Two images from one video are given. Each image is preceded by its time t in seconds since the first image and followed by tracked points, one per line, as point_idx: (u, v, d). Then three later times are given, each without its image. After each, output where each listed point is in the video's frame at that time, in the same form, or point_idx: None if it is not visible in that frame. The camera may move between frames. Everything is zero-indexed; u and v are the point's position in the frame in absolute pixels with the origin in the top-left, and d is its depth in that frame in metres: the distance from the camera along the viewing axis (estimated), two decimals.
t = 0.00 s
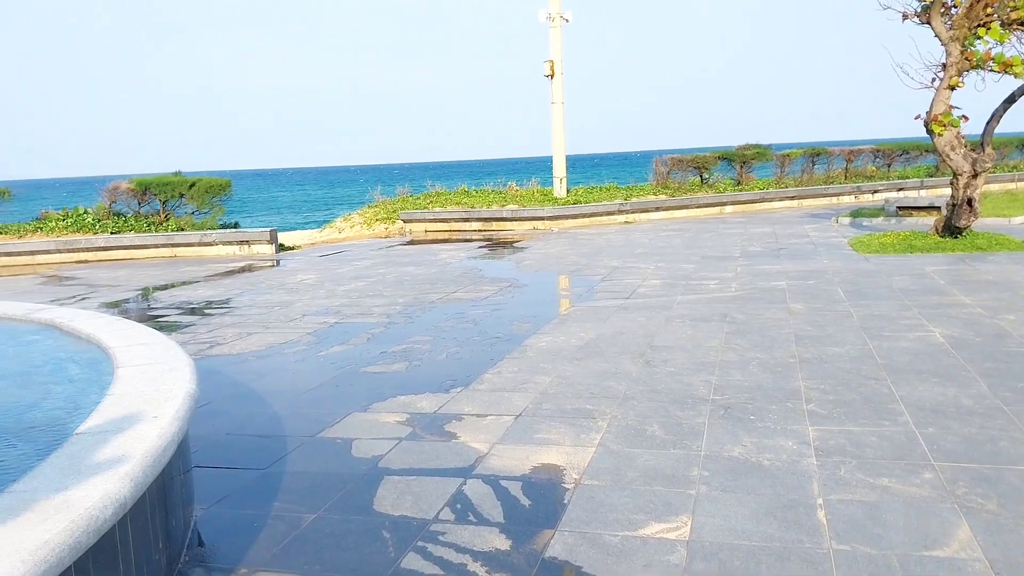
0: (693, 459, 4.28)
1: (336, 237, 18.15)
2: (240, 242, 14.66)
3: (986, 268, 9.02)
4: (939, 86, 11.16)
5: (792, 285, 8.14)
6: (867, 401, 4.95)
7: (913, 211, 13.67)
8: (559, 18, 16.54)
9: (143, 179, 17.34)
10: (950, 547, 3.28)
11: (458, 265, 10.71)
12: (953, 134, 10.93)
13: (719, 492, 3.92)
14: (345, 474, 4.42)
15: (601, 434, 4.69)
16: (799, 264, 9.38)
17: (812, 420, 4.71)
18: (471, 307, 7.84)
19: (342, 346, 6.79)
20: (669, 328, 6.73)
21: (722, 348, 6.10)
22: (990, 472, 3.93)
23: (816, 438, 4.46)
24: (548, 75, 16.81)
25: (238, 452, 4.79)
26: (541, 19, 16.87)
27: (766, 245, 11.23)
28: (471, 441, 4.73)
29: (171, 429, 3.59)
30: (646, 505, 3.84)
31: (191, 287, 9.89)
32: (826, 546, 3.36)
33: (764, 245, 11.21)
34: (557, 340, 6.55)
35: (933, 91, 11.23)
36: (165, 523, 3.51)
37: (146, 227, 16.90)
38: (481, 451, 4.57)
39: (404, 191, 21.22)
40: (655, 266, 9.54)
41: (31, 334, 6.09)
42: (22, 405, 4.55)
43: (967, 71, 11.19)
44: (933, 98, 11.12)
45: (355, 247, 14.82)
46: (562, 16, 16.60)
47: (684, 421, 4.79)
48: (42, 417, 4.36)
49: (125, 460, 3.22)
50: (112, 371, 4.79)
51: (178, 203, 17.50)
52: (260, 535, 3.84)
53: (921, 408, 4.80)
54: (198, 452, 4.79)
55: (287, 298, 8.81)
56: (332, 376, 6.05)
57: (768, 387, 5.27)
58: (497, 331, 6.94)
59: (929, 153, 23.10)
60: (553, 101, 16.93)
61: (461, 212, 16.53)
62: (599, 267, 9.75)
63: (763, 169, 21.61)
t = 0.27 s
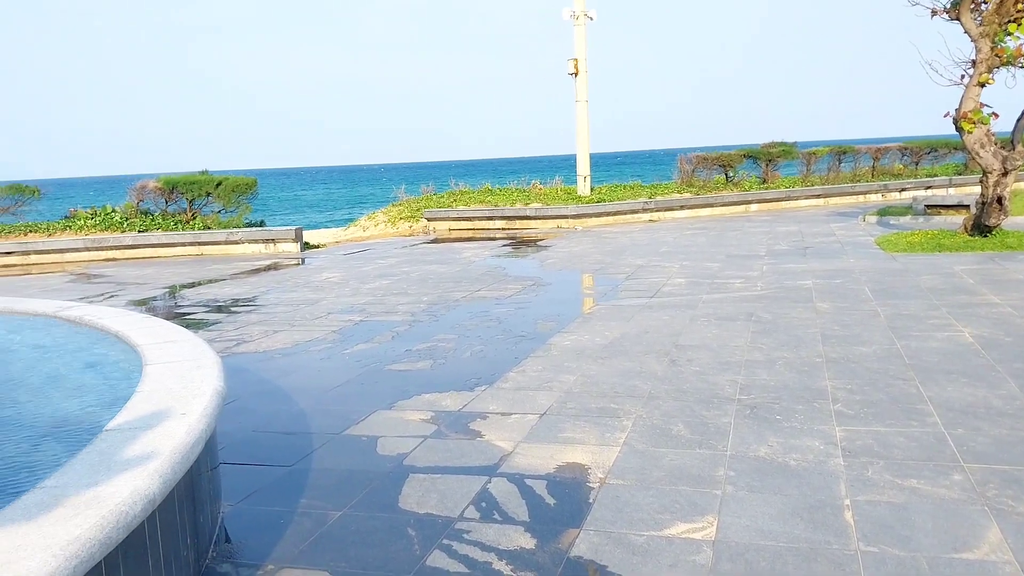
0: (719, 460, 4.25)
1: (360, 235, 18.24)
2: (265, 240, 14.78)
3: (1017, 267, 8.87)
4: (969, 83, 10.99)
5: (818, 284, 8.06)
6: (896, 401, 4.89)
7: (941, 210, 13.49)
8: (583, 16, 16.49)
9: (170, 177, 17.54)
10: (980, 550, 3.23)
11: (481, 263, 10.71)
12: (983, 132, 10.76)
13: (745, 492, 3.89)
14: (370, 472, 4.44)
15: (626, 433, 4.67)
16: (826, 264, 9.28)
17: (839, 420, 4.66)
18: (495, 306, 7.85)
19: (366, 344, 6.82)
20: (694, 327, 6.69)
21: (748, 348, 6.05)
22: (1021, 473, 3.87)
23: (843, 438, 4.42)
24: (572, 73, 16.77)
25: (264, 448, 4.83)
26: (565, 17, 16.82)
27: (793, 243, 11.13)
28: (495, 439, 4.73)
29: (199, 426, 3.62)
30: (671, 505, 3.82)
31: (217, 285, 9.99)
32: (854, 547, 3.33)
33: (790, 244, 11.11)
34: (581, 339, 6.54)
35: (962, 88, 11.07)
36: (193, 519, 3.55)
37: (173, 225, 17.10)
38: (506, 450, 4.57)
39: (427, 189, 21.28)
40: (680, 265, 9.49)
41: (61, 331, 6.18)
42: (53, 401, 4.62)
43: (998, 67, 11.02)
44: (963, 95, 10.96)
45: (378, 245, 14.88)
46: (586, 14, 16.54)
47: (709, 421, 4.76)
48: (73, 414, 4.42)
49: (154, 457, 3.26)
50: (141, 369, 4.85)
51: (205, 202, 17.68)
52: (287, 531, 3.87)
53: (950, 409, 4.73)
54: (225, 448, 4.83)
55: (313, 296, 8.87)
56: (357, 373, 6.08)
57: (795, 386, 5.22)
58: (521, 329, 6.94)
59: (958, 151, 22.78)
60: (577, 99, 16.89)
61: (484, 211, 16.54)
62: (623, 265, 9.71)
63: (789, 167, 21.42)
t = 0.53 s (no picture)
0: (740, 459, 4.22)
1: (380, 233, 18.31)
2: (287, 238, 14.87)
3: None
4: (995, 80, 10.84)
5: (841, 283, 7.98)
6: (920, 401, 4.83)
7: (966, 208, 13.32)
8: (604, 13, 16.43)
9: (193, 175, 17.69)
10: (1006, 552, 3.19)
11: (501, 261, 10.71)
12: (1009, 129, 10.61)
13: (767, 492, 3.85)
14: (391, 469, 4.45)
15: (647, 432, 4.65)
16: (849, 262, 9.19)
17: (862, 420, 4.62)
18: (514, 304, 7.84)
19: (387, 341, 6.84)
20: (715, 326, 6.65)
21: (770, 347, 6.00)
22: None
23: (866, 438, 4.37)
24: (593, 70, 16.72)
25: (285, 445, 4.86)
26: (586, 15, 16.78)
27: (815, 242, 11.03)
28: (516, 437, 4.73)
29: (221, 422, 3.65)
30: (693, 505, 3.80)
31: (239, 282, 10.06)
32: (877, 547, 3.29)
33: (812, 242, 11.01)
34: (601, 337, 6.52)
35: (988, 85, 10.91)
36: (216, 515, 3.57)
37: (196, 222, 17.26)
38: (526, 448, 4.57)
39: (448, 187, 21.32)
40: (701, 263, 9.44)
41: (86, 327, 6.26)
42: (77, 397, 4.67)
43: None
44: (988, 92, 10.81)
45: (399, 243, 14.93)
46: (608, 11, 16.49)
47: (731, 420, 4.72)
48: (97, 409, 4.47)
49: (177, 453, 3.29)
50: (163, 365, 4.89)
51: (227, 199, 17.83)
52: (308, 528, 3.89)
53: (975, 409, 4.67)
54: (247, 444, 4.87)
55: (333, 294, 8.91)
56: (377, 370, 6.09)
57: (817, 386, 5.17)
58: (541, 327, 6.93)
59: (983, 149, 22.50)
60: (598, 96, 16.85)
61: (504, 208, 16.53)
62: (643, 263, 9.68)
63: (811, 165, 21.25)
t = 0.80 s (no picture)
0: (760, 459, 4.20)
1: (399, 231, 18.37)
2: (307, 235, 14.97)
3: None
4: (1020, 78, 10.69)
5: (862, 283, 7.91)
6: (942, 402, 4.78)
7: (990, 208, 13.16)
8: (624, 11, 16.38)
9: (214, 173, 17.83)
10: None
11: (519, 259, 10.71)
12: None
13: (787, 492, 3.83)
14: (409, 466, 4.47)
15: (666, 431, 4.63)
16: (870, 262, 9.11)
17: (884, 420, 4.57)
18: (533, 302, 7.84)
19: (406, 339, 6.86)
20: (735, 325, 6.61)
21: (790, 346, 5.96)
22: None
23: (887, 439, 4.33)
24: (613, 69, 16.67)
25: (305, 441, 4.89)
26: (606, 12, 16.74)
27: (836, 241, 10.95)
28: (534, 435, 4.73)
29: (242, 417, 3.68)
30: (712, 504, 3.78)
31: (259, 279, 10.13)
32: (898, 549, 3.26)
33: (833, 241, 10.92)
34: (620, 336, 6.50)
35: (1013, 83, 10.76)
36: (236, 510, 3.60)
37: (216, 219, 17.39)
38: (544, 446, 4.57)
39: (466, 185, 21.34)
40: (721, 262, 9.39)
41: (109, 323, 6.33)
42: (100, 392, 4.72)
43: None
44: (1014, 90, 10.66)
45: (417, 241, 14.97)
46: (628, 9, 16.43)
47: (751, 420, 4.70)
48: (120, 404, 4.52)
49: (198, 448, 3.32)
50: (185, 361, 4.94)
51: (248, 197, 17.96)
52: (327, 524, 3.91)
53: (999, 411, 4.61)
54: (267, 440, 4.90)
55: (353, 291, 8.95)
56: (395, 368, 6.11)
57: (837, 386, 5.13)
58: (560, 326, 6.92)
59: (1007, 148, 22.22)
60: (617, 95, 16.79)
61: (522, 207, 16.53)
62: (662, 262, 9.64)
63: (832, 164, 21.08)
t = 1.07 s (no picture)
0: (780, 460, 4.17)
1: (418, 230, 18.42)
2: (326, 233, 15.05)
3: None
4: None
5: (884, 284, 7.83)
6: (965, 405, 4.71)
7: (1014, 210, 12.98)
8: (645, 11, 16.32)
9: (235, 171, 17.96)
10: None
11: (538, 258, 10.70)
12: None
13: (808, 494, 3.80)
14: (427, 464, 4.47)
15: (686, 432, 4.60)
16: (892, 263, 9.01)
17: (906, 422, 4.52)
18: (551, 301, 7.83)
19: (424, 337, 6.88)
20: (755, 326, 6.57)
21: (811, 348, 5.91)
22: None
23: (909, 441, 4.28)
24: (633, 68, 16.62)
25: (324, 438, 4.91)
26: (627, 12, 16.69)
27: (858, 242, 10.85)
28: (552, 434, 4.72)
29: (263, 413, 3.70)
30: (732, 505, 3.76)
31: (279, 277, 10.19)
32: (920, 552, 3.23)
33: (855, 243, 10.82)
34: (639, 336, 6.48)
35: None
36: (256, 506, 3.62)
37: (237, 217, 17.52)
38: (563, 446, 4.56)
39: (485, 184, 21.36)
40: (741, 263, 9.33)
41: (131, 319, 6.39)
42: (121, 387, 4.77)
43: None
44: None
45: (436, 240, 15.01)
46: (649, 8, 16.38)
47: (771, 421, 4.66)
48: (141, 399, 4.57)
49: (218, 444, 3.34)
50: (207, 355, 4.99)
51: (268, 195, 18.08)
52: (346, 521, 3.92)
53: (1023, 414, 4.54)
54: (286, 437, 4.92)
55: (372, 289, 8.98)
56: (414, 366, 6.12)
57: (859, 388, 5.08)
58: (578, 325, 6.91)
59: None
60: (637, 94, 16.74)
61: (541, 206, 16.52)
62: (681, 262, 9.60)
63: (854, 165, 20.91)
